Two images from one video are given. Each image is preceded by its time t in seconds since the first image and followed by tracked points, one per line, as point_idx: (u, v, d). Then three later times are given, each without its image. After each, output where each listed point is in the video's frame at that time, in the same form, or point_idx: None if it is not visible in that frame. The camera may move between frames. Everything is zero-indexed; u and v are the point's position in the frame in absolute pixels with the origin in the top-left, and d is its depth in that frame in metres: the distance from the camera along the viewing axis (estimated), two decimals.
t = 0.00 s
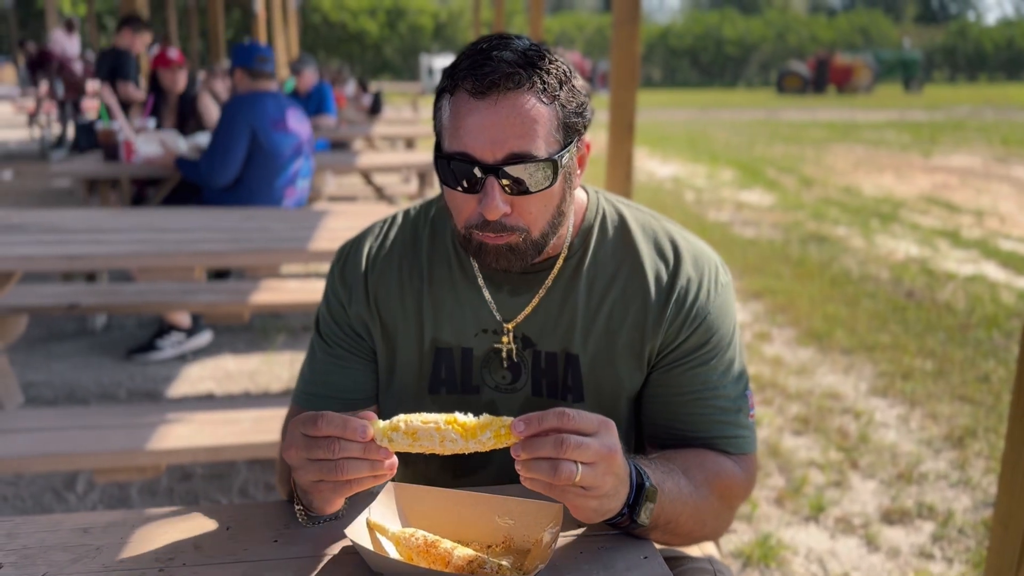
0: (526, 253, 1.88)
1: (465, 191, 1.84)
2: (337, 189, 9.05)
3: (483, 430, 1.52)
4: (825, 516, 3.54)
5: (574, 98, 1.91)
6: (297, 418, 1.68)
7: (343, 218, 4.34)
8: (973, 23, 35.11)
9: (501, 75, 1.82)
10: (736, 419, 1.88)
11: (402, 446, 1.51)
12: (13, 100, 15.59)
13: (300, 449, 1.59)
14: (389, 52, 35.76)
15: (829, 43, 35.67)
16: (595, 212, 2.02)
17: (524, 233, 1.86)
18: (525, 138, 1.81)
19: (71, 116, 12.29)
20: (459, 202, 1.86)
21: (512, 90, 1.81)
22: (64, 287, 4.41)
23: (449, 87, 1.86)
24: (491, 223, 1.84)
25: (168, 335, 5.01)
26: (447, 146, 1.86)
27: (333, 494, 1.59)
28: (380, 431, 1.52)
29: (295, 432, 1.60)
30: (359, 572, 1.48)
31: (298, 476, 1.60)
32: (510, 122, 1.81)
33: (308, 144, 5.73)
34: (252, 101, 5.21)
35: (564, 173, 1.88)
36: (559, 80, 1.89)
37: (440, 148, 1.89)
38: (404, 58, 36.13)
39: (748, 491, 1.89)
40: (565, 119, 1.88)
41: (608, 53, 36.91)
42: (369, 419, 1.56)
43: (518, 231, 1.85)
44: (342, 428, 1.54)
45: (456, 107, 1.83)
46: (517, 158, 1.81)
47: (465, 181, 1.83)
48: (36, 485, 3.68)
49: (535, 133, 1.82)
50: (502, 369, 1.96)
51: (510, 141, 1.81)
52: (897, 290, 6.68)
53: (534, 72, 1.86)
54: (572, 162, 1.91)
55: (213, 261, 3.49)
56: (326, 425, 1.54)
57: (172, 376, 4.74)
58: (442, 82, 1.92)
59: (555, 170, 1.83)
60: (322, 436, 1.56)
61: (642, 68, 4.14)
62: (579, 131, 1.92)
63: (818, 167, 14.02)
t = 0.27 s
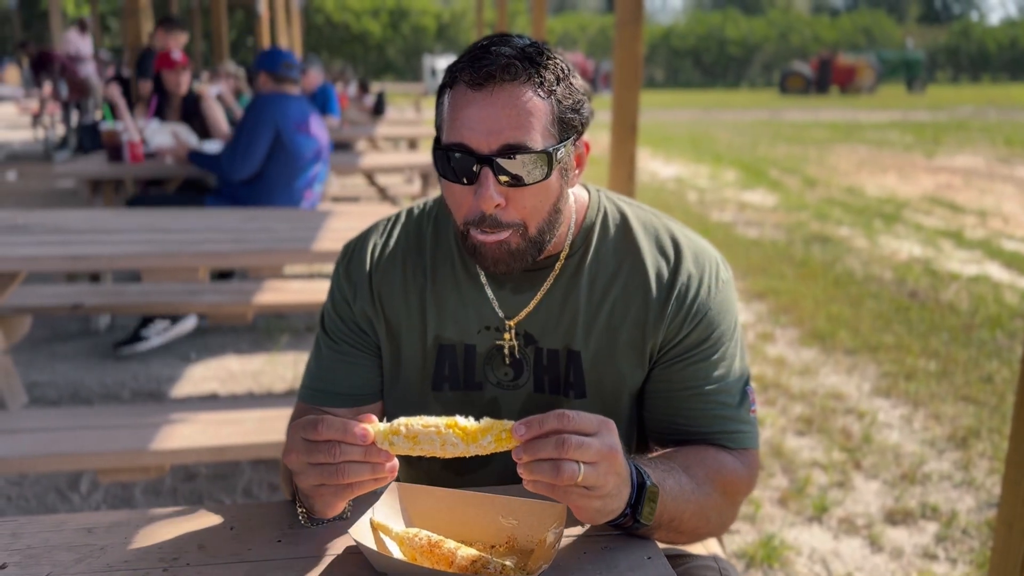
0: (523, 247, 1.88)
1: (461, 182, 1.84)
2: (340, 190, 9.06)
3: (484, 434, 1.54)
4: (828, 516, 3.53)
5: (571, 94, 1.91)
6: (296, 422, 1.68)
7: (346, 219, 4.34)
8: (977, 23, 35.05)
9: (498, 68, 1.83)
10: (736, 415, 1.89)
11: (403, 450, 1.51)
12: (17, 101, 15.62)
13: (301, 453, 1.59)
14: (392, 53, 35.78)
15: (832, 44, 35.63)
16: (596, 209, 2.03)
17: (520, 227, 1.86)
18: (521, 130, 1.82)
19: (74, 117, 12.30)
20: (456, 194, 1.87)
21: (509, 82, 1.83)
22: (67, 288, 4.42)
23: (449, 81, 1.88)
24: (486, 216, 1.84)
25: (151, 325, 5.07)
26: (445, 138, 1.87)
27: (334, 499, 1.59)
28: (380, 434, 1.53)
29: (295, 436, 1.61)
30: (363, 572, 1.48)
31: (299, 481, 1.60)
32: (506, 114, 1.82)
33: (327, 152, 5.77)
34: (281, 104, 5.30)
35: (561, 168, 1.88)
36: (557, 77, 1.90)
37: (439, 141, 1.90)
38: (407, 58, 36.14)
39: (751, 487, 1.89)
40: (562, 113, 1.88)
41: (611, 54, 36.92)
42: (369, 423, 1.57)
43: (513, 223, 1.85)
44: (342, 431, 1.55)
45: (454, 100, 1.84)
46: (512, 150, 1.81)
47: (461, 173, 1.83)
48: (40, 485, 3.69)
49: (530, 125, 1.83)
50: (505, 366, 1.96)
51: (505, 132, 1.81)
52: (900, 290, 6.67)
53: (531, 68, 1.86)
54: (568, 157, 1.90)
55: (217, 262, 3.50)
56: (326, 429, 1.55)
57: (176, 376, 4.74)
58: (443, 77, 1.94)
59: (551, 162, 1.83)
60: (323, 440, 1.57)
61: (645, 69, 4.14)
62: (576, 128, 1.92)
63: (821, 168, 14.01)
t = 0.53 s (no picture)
0: (521, 259, 1.89)
1: (458, 197, 1.85)
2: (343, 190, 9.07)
3: (486, 439, 1.51)
4: (831, 517, 3.53)
5: (569, 105, 1.90)
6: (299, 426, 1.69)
7: (349, 219, 4.35)
8: (980, 23, 35.00)
9: (494, 83, 1.82)
10: (740, 418, 1.88)
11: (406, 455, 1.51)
12: (21, 102, 15.65)
13: (304, 457, 1.60)
14: (395, 53, 35.79)
15: (835, 43, 35.60)
16: (596, 212, 2.03)
17: (517, 240, 1.88)
18: (518, 146, 1.82)
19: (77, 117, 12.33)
20: (453, 208, 1.87)
21: (505, 97, 1.82)
22: (70, 288, 4.42)
23: (444, 95, 1.86)
24: (484, 230, 1.86)
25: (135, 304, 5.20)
26: (442, 152, 1.87)
27: (338, 503, 1.59)
28: (382, 439, 1.53)
29: (298, 442, 1.62)
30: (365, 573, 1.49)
31: (303, 487, 1.61)
32: (503, 130, 1.81)
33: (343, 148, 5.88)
34: (299, 110, 5.40)
35: (558, 180, 1.88)
36: (554, 87, 1.89)
37: (436, 154, 1.90)
38: (410, 59, 36.14)
39: (755, 489, 1.88)
40: (559, 126, 1.88)
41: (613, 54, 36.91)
42: (371, 428, 1.58)
43: (510, 236, 1.86)
44: (346, 435, 1.55)
45: (450, 114, 1.84)
46: (509, 166, 1.82)
47: (458, 187, 1.84)
48: (43, 485, 3.69)
49: (528, 140, 1.83)
50: (504, 370, 1.97)
51: (502, 148, 1.82)
52: (904, 290, 6.67)
53: (528, 80, 1.85)
54: (566, 168, 1.91)
55: (220, 263, 3.50)
56: (329, 433, 1.56)
57: (179, 377, 4.75)
58: (439, 88, 1.93)
59: (548, 178, 1.84)
60: (326, 445, 1.57)
61: (647, 70, 4.15)
62: (573, 139, 1.92)
63: (825, 168, 14.00)
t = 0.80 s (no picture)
0: (528, 259, 1.90)
1: (466, 199, 1.85)
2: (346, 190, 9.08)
3: (491, 442, 1.52)
4: (835, 517, 3.53)
5: (574, 104, 1.90)
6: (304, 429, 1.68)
7: (352, 219, 4.35)
8: (983, 22, 34.96)
9: (500, 84, 1.81)
10: (744, 418, 1.88)
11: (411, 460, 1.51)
12: (24, 103, 15.67)
13: (309, 462, 1.60)
14: (398, 53, 35.78)
15: (838, 43, 35.57)
16: (601, 211, 2.03)
17: (525, 240, 1.88)
18: (525, 147, 1.82)
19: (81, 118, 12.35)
20: (460, 209, 1.88)
21: (511, 99, 1.81)
22: (74, 288, 4.43)
23: (450, 96, 1.86)
24: (492, 231, 1.86)
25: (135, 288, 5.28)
26: (449, 153, 1.86)
27: (343, 507, 1.59)
28: (388, 444, 1.53)
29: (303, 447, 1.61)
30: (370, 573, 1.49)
31: (307, 491, 1.60)
32: (510, 131, 1.81)
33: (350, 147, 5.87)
34: (306, 110, 5.38)
35: (565, 180, 1.89)
36: (560, 86, 1.89)
37: (443, 155, 1.89)
38: (413, 59, 36.13)
39: (759, 489, 1.88)
40: (565, 125, 1.88)
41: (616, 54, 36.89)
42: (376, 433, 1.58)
43: (518, 236, 1.87)
44: (351, 441, 1.55)
45: (457, 116, 1.83)
46: (517, 167, 1.82)
47: (466, 189, 1.84)
48: (48, 485, 3.70)
49: (534, 142, 1.83)
50: (507, 368, 1.97)
51: (510, 151, 1.81)
52: (907, 290, 6.66)
53: (534, 81, 1.85)
54: (572, 167, 1.91)
55: (223, 263, 3.51)
56: (334, 439, 1.56)
57: (183, 377, 4.76)
58: (444, 88, 1.92)
59: (555, 178, 1.84)
60: (331, 450, 1.57)
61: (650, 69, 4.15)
62: (579, 137, 1.92)
63: (828, 168, 14.00)
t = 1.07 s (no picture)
0: (534, 256, 1.91)
1: (473, 195, 1.85)
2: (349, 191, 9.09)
3: (494, 441, 1.52)
4: (838, 518, 3.53)
5: (579, 102, 1.90)
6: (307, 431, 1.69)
7: (355, 220, 4.36)
8: (987, 22, 34.92)
9: (506, 82, 1.82)
10: (746, 415, 1.88)
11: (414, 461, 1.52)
12: (27, 104, 15.69)
13: (311, 463, 1.60)
14: (400, 53, 35.82)
15: (840, 43, 35.53)
16: (603, 209, 2.03)
17: (531, 236, 1.88)
18: (531, 144, 1.82)
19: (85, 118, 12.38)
20: (468, 206, 1.89)
21: (517, 97, 1.82)
22: (77, 288, 4.44)
23: (457, 94, 1.86)
24: (498, 227, 1.86)
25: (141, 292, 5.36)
26: (456, 151, 1.87)
27: (344, 508, 1.59)
28: (390, 445, 1.54)
29: (305, 448, 1.62)
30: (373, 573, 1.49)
31: (310, 493, 1.61)
32: (517, 128, 1.82)
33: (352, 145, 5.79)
34: (297, 108, 5.35)
35: (570, 176, 1.89)
36: (565, 84, 1.89)
37: (449, 152, 1.90)
38: (415, 59, 36.13)
39: (761, 487, 1.88)
40: (571, 122, 1.88)
41: (618, 54, 36.88)
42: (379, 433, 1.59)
43: (524, 233, 1.87)
44: (353, 441, 1.56)
45: (463, 114, 1.84)
46: (524, 164, 1.82)
47: (473, 186, 1.85)
48: (51, 485, 3.71)
49: (541, 138, 1.83)
50: (512, 365, 1.97)
51: (517, 147, 1.82)
52: (910, 290, 6.65)
53: (539, 78, 1.85)
54: (578, 164, 1.92)
55: (227, 263, 3.52)
56: (338, 439, 1.57)
57: (186, 377, 4.77)
58: (450, 86, 1.92)
59: (562, 175, 1.84)
60: (334, 450, 1.58)
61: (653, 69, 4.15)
62: (584, 135, 1.92)
63: (830, 167, 13.98)
